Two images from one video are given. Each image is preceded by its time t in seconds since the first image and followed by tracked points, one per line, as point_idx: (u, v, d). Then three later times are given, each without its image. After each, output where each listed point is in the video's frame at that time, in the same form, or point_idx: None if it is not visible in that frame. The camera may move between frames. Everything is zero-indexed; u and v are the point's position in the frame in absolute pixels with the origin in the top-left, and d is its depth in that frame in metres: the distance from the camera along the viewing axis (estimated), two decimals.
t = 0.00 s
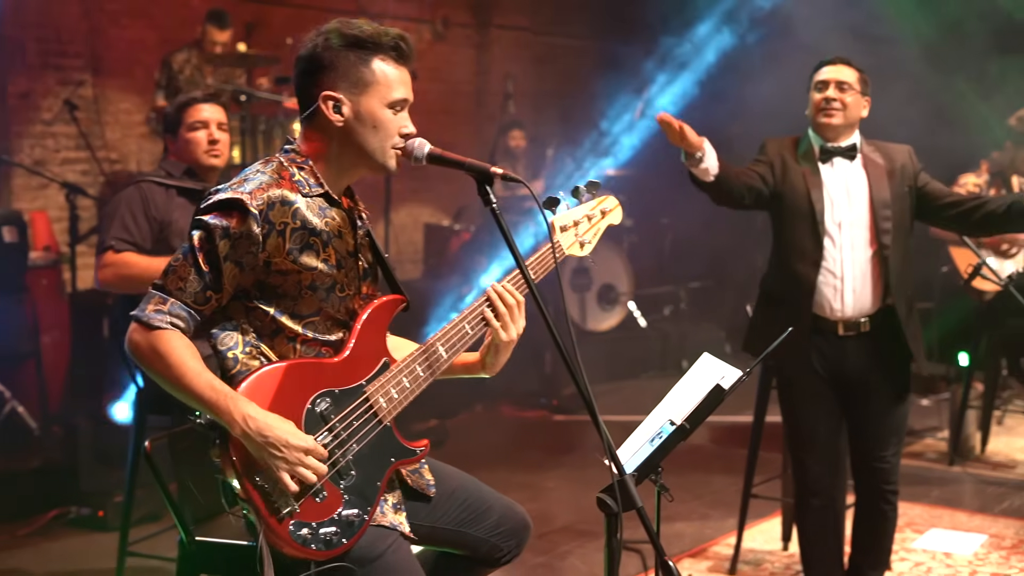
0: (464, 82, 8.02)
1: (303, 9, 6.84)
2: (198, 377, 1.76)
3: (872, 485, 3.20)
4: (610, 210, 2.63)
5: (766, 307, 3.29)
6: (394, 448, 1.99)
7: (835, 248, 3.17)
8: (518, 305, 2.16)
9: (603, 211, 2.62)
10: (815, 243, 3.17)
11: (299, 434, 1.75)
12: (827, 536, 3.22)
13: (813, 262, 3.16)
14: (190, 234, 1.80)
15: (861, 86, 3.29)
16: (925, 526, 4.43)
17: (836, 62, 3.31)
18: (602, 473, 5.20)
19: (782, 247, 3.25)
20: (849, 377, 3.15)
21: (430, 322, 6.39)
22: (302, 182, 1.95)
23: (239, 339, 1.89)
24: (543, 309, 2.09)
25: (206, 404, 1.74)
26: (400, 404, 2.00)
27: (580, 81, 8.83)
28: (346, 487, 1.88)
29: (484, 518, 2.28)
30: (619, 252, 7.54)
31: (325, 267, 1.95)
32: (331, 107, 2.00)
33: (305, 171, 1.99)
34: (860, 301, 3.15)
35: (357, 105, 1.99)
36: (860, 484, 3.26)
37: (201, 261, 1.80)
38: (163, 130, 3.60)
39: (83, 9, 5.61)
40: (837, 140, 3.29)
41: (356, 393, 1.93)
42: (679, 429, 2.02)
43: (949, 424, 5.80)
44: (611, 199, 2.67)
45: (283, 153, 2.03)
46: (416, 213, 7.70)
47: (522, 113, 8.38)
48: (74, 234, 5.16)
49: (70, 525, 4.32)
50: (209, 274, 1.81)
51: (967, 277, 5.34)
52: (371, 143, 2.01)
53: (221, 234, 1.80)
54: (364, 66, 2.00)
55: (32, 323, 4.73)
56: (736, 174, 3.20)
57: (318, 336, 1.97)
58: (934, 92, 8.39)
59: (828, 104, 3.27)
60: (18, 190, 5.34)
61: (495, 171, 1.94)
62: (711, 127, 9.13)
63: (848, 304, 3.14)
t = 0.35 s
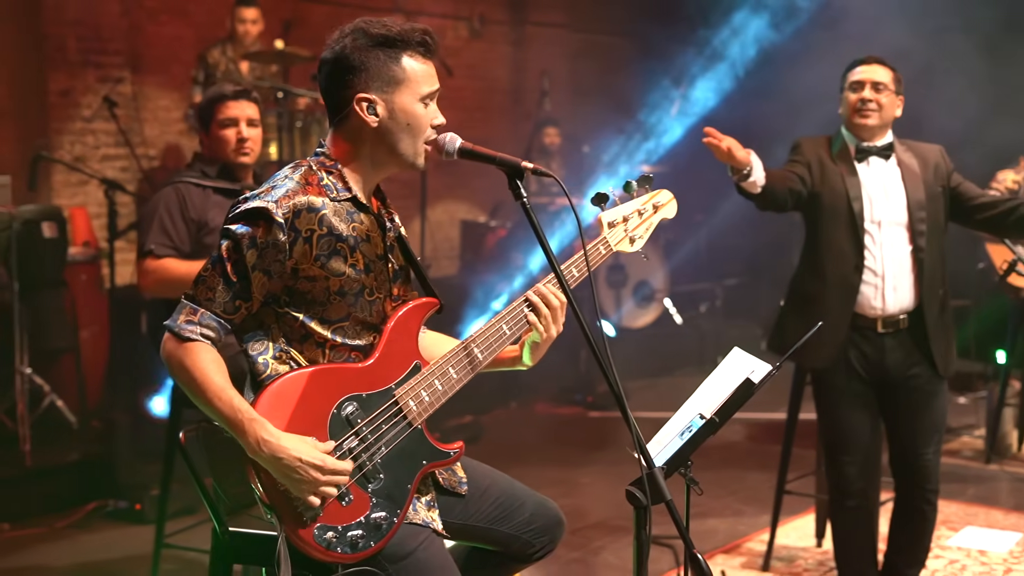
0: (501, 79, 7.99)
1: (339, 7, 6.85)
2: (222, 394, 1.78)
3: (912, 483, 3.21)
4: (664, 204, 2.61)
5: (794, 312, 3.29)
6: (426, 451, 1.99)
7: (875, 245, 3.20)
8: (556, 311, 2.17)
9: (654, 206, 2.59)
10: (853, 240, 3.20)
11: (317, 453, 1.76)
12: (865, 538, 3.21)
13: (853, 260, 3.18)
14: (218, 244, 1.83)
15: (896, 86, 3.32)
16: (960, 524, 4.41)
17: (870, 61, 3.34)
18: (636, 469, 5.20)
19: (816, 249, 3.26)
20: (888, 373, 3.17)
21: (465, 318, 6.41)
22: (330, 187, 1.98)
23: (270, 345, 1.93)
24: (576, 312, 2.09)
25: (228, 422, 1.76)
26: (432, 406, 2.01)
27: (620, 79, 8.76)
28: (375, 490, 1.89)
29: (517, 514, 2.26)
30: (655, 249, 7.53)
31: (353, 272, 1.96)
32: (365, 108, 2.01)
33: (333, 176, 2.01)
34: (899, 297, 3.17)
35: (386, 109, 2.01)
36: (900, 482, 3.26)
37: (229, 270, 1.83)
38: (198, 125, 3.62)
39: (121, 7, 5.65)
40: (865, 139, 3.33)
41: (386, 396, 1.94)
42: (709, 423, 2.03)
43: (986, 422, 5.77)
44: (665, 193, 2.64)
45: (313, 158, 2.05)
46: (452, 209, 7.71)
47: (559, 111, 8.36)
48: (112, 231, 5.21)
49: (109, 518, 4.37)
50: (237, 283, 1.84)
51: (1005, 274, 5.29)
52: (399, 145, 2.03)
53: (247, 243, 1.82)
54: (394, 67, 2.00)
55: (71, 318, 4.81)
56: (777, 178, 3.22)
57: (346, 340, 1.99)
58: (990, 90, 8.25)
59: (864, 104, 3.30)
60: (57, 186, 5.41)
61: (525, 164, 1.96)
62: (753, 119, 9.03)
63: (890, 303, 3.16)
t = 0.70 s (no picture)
0: (522, 78, 7.89)
1: (358, 4, 6.80)
2: (234, 384, 1.78)
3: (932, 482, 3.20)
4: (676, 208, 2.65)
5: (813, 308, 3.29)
6: (438, 449, 1.99)
7: (898, 243, 3.19)
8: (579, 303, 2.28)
9: (667, 210, 2.63)
10: (875, 236, 3.19)
11: (328, 442, 1.76)
12: (881, 536, 3.21)
13: (875, 256, 3.17)
14: (233, 236, 1.83)
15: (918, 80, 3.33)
16: (979, 524, 4.39)
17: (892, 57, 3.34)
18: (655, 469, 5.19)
19: (835, 247, 3.25)
20: (908, 371, 3.17)
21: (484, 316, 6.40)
22: (345, 182, 1.98)
23: (283, 339, 1.93)
24: (588, 316, 2.05)
25: (241, 412, 1.76)
26: (444, 404, 2.01)
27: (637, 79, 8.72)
28: (386, 487, 1.89)
29: (530, 514, 2.25)
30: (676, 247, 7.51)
31: (365, 269, 1.97)
32: (376, 104, 2.01)
33: (348, 172, 2.01)
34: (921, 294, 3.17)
35: (400, 104, 2.01)
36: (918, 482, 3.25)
37: (242, 264, 1.83)
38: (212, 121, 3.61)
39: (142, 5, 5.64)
40: (888, 134, 3.32)
41: (398, 394, 1.94)
42: (719, 422, 2.02)
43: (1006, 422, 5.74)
44: (678, 197, 2.69)
45: (328, 153, 2.05)
46: (474, 207, 7.68)
47: (580, 110, 8.30)
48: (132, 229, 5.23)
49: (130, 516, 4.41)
50: (250, 276, 1.84)
51: None
52: (414, 141, 2.03)
53: (261, 237, 1.83)
54: (410, 63, 2.00)
55: (92, 316, 4.86)
56: (800, 172, 3.20)
57: (360, 337, 1.99)
58: None
59: (891, 101, 3.30)
60: (79, 185, 5.45)
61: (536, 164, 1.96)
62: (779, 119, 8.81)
63: (911, 300, 3.15)
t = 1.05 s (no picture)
0: (532, 77, 7.87)
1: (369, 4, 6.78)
2: (242, 366, 1.78)
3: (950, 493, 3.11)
4: (664, 218, 2.60)
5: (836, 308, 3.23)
6: (436, 451, 1.99)
7: (924, 247, 3.13)
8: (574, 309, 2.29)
9: (655, 220, 2.58)
10: (904, 245, 3.11)
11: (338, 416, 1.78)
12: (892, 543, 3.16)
13: (901, 265, 3.09)
14: (230, 236, 1.83)
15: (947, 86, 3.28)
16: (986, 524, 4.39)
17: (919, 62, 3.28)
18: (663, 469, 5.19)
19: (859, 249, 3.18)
20: (932, 377, 3.10)
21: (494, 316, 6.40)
22: (344, 184, 1.98)
23: (282, 341, 1.93)
24: (586, 317, 2.03)
25: (248, 390, 1.76)
26: (441, 407, 2.02)
27: (642, 81, 8.65)
28: (385, 488, 1.89)
29: (527, 516, 2.25)
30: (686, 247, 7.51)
31: (362, 271, 1.97)
32: (373, 107, 2.01)
33: (347, 174, 2.01)
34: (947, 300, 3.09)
35: (397, 107, 2.01)
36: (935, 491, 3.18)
37: (240, 263, 1.84)
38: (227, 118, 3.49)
39: (153, 5, 5.64)
40: (926, 138, 3.26)
41: (397, 397, 1.94)
42: (718, 424, 2.03)
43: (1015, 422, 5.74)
44: (665, 207, 2.62)
45: (326, 156, 2.05)
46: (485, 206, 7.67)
47: (589, 108, 8.25)
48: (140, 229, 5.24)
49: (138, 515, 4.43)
50: (247, 276, 1.84)
51: None
52: (410, 143, 2.02)
53: (258, 236, 1.83)
54: (407, 66, 2.01)
55: (100, 316, 4.87)
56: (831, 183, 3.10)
57: (357, 339, 1.99)
58: None
59: (936, 112, 3.24)
60: (89, 185, 5.47)
61: (534, 166, 1.96)
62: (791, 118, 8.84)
63: (939, 305, 3.08)
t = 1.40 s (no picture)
0: (533, 76, 7.84)
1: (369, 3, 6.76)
2: (225, 374, 1.79)
3: (976, 502, 2.97)
4: (661, 218, 2.62)
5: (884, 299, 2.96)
6: (428, 451, 1.99)
7: (979, 245, 2.94)
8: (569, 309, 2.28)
9: (652, 221, 2.60)
10: (963, 242, 2.90)
11: (321, 429, 1.77)
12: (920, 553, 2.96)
13: (961, 259, 2.89)
14: (221, 237, 1.84)
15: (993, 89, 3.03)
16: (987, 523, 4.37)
17: (964, 64, 3.03)
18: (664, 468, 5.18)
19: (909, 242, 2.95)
20: (980, 381, 2.94)
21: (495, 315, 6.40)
22: (335, 184, 1.98)
23: (274, 340, 1.93)
24: (579, 314, 2.02)
25: (234, 401, 1.76)
26: (434, 406, 2.01)
27: (643, 81, 8.60)
28: (377, 487, 1.89)
29: (523, 517, 2.25)
30: (688, 246, 7.49)
31: (354, 270, 1.97)
32: (365, 106, 2.01)
33: (339, 174, 2.01)
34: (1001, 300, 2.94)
35: (391, 106, 2.01)
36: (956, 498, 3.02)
37: (230, 264, 1.84)
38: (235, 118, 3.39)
39: (154, 5, 5.64)
40: (975, 141, 3.04)
41: (388, 395, 1.93)
42: (712, 423, 2.02)
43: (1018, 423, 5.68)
44: (662, 208, 2.65)
45: (319, 156, 2.05)
46: (487, 206, 7.64)
47: (592, 107, 8.16)
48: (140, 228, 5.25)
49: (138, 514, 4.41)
50: (239, 276, 1.84)
51: None
52: (404, 142, 2.02)
53: (249, 237, 1.83)
54: (400, 65, 2.01)
55: (101, 316, 4.88)
56: (878, 164, 2.89)
57: (350, 339, 1.99)
58: None
59: (984, 117, 3.01)
60: (90, 184, 5.48)
61: (526, 165, 1.96)
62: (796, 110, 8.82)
63: (997, 307, 2.91)
